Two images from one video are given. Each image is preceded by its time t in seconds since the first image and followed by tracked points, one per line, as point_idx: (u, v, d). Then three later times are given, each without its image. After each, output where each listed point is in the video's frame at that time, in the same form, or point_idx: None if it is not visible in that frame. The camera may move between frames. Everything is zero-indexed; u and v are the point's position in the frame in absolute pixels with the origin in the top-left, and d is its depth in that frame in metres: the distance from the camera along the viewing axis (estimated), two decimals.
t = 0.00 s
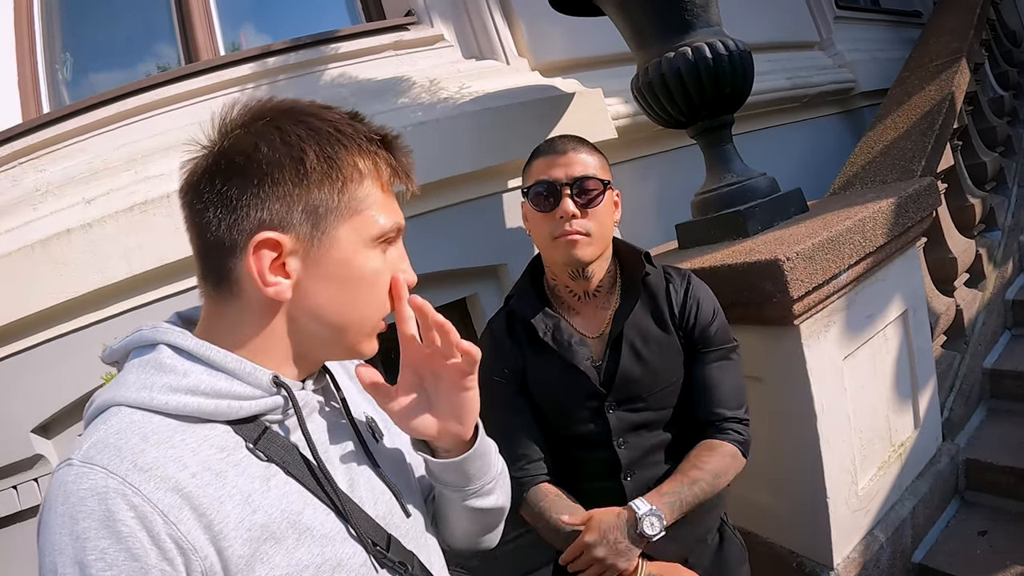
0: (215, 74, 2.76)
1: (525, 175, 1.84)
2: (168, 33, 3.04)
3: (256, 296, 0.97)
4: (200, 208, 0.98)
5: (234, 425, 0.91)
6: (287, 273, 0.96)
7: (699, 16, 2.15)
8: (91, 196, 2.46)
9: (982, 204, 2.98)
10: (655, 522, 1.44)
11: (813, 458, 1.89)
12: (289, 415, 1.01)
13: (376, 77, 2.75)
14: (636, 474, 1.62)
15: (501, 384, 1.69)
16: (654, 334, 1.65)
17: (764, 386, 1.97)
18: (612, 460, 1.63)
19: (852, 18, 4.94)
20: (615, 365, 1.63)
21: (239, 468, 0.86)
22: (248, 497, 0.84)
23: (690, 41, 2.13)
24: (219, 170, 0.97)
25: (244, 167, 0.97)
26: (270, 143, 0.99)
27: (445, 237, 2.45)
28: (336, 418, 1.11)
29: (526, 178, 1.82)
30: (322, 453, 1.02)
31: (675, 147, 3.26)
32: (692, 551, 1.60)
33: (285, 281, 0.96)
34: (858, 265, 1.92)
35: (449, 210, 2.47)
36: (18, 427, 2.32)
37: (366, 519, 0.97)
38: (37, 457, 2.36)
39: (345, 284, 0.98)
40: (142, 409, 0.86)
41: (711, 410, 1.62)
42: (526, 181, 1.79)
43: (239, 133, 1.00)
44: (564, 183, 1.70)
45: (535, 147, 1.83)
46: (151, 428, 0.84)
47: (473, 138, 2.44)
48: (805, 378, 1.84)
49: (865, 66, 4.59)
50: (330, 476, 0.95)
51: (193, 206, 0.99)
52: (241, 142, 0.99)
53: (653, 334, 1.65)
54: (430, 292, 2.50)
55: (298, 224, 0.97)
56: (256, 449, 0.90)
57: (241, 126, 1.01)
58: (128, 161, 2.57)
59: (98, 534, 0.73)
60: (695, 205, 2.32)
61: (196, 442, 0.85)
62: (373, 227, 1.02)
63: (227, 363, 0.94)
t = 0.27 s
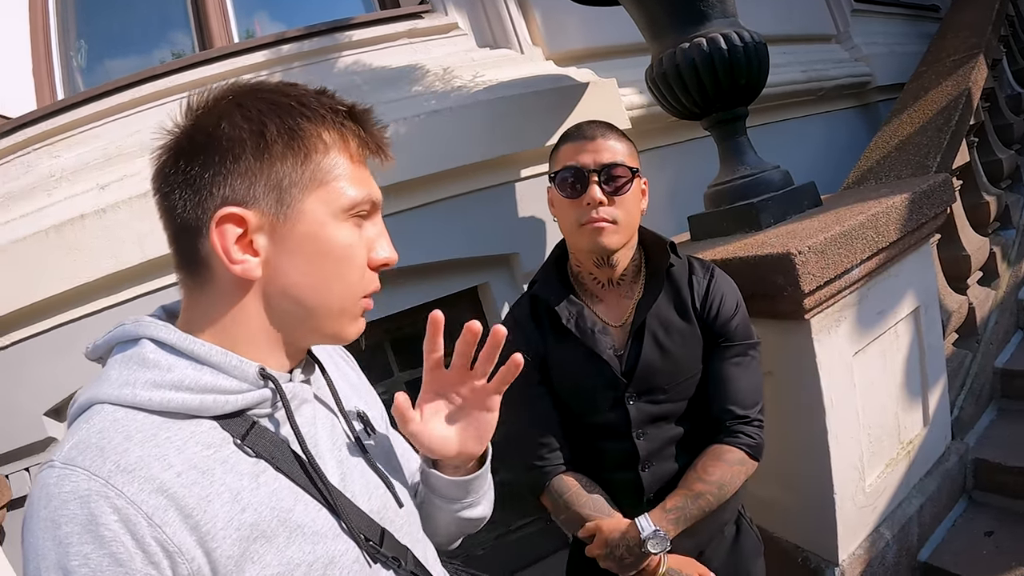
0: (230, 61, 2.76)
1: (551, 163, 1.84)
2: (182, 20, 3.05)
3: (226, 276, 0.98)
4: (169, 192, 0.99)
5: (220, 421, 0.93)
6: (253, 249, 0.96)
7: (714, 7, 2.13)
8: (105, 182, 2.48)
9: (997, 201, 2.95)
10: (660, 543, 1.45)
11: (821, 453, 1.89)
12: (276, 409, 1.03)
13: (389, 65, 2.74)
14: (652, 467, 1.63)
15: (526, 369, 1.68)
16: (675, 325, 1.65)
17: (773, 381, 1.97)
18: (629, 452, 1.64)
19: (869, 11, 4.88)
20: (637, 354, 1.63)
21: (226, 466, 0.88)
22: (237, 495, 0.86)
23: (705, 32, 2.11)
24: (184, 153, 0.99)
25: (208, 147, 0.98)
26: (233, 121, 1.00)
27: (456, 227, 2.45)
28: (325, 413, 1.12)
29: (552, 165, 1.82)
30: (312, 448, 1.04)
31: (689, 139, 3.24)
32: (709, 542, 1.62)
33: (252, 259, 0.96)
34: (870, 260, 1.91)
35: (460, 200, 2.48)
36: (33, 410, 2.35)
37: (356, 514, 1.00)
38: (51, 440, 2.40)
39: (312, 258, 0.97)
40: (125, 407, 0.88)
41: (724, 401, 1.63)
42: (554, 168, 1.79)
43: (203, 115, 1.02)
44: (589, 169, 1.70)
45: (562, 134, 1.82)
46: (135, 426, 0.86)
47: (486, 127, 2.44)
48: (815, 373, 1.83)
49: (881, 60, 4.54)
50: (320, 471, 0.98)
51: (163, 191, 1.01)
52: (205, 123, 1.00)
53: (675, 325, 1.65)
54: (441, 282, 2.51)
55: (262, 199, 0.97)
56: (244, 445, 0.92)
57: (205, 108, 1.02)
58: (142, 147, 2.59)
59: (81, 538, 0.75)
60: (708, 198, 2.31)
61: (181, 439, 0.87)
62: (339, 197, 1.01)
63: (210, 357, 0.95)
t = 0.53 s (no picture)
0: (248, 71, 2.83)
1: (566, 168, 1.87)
2: (201, 31, 3.12)
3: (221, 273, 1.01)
4: (167, 190, 1.03)
5: (220, 420, 0.96)
6: (247, 246, 0.99)
7: (723, 15, 2.16)
8: (127, 189, 2.54)
9: (1008, 205, 2.95)
10: (677, 542, 1.45)
11: (829, 455, 1.91)
12: (275, 408, 1.07)
13: (403, 74, 2.80)
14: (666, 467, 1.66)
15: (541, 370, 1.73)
16: (689, 326, 1.67)
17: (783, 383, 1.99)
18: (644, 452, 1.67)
19: (880, 15, 4.88)
20: (652, 355, 1.65)
21: (228, 464, 0.90)
22: (238, 492, 0.88)
23: (714, 40, 2.14)
24: (181, 153, 1.03)
25: (204, 148, 1.02)
26: (228, 121, 1.03)
27: (468, 232, 2.50)
28: (323, 413, 1.16)
29: (568, 171, 1.85)
30: (311, 446, 1.07)
31: (700, 144, 3.26)
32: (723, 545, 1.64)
33: (246, 256, 0.99)
34: (878, 263, 1.93)
35: (472, 206, 2.52)
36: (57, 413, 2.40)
37: (354, 512, 1.03)
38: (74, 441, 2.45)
39: (305, 254, 1.00)
40: (127, 405, 0.90)
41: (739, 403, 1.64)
42: (569, 173, 1.82)
43: (199, 117, 1.05)
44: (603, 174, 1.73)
45: (576, 140, 1.86)
46: (136, 424, 0.87)
47: (497, 134, 2.48)
48: (823, 376, 1.85)
49: (892, 63, 4.54)
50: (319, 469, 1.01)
51: (161, 190, 1.04)
52: (201, 124, 1.04)
53: (689, 326, 1.67)
54: (453, 286, 2.55)
55: (255, 197, 0.99)
56: (244, 443, 0.95)
57: (201, 110, 1.06)
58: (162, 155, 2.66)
59: (83, 536, 0.76)
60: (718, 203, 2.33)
61: (181, 438, 0.89)
62: (331, 193, 1.03)
63: (210, 357, 0.98)
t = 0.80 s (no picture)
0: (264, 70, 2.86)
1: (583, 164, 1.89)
2: (217, 30, 3.15)
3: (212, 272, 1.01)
4: (155, 188, 1.04)
5: (216, 421, 0.96)
6: (235, 241, 0.99)
7: (735, 11, 2.16)
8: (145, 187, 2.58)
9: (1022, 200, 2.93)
10: (697, 533, 1.47)
11: (840, 450, 1.92)
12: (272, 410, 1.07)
13: (417, 72, 2.82)
14: (687, 459, 1.67)
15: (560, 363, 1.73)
16: (708, 317, 1.68)
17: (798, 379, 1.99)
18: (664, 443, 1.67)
19: (893, 9, 4.84)
20: (671, 347, 1.66)
21: (223, 468, 0.91)
22: (234, 497, 0.89)
23: (726, 36, 2.15)
24: (167, 149, 1.03)
25: (189, 143, 1.02)
26: (212, 114, 1.03)
27: (481, 229, 2.52)
28: (322, 412, 1.16)
29: (585, 167, 1.87)
30: (310, 446, 1.07)
31: (713, 140, 3.26)
32: (744, 536, 1.67)
33: (235, 251, 0.99)
34: (890, 258, 1.93)
35: (485, 202, 2.54)
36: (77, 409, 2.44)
37: (353, 515, 1.04)
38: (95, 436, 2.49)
39: (294, 247, 1.00)
40: (119, 405, 0.89)
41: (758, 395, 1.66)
42: (586, 169, 1.84)
43: (185, 112, 1.05)
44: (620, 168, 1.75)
45: (592, 136, 1.88)
46: (129, 426, 0.87)
47: (510, 131, 2.50)
48: (835, 370, 1.86)
49: (905, 58, 4.51)
50: (317, 472, 1.01)
51: (149, 188, 1.05)
52: (186, 119, 1.04)
53: (708, 317, 1.68)
54: (466, 282, 2.57)
55: (242, 190, 0.99)
56: (241, 445, 0.95)
57: (186, 105, 1.06)
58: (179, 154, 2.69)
59: (75, 543, 0.76)
60: (730, 199, 2.34)
61: (175, 440, 0.90)
62: (320, 182, 1.03)
63: (205, 355, 0.98)
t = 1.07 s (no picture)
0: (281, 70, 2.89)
1: (603, 165, 1.91)
2: (235, 30, 3.19)
3: (209, 272, 1.03)
4: (144, 195, 1.04)
5: (214, 423, 0.97)
6: (230, 239, 1.01)
7: (748, 18, 2.18)
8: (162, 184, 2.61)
9: None
10: (719, 531, 1.47)
11: (847, 455, 1.93)
12: (269, 411, 1.09)
13: (432, 73, 2.84)
14: (707, 457, 1.68)
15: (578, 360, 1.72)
16: (727, 316, 1.70)
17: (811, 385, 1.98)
18: (683, 442, 1.68)
19: (906, 16, 4.84)
20: (693, 346, 1.68)
21: (222, 468, 0.91)
22: (232, 498, 0.89)
23: (738, 43, 2.16)
24: (156, 155, 1.04)
25: (178, 147, 1.03)
26: (198, 117, 1.04)
27: (492, 230, 2.54)
28: (319, 415, 1.18)
29: (605, 168, 1.89)
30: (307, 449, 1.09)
31: (724, 145, 3.27)
32: (762, 536, 1.68)
33: (231, 248, 1.00)
34: (900, 265, 1.94)
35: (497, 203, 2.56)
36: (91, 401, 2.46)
37: (350, 517, 1.05)
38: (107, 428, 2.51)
39: (290, 240, 1.02)
40: (119, 406, 0.90)
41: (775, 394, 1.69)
42: (607, 170, 1.86)
43: (170, 118, 1.07)
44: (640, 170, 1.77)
45: (612, 138, 1.89)
46: (128, 427, 0.88)
47: (524, 133, 2.52)
48: (843, 375, 1.87)
49: (918, 65, 4.51)
50: (316, 474, 1.02)
51: (140, 195, 1.06)
52: (172, 124, 1.05)
53: (727, 316, 1.70)
54: (477, 282, 2.59)
55: (235, 188, 1.01)
56: (239, 446, 0.96)
57: (170, 110, 1.07)
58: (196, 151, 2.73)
59: (73, 545, 0.76)
60: (741, 204, 2.35)
61: (174, 441, 0.90)
62: (311, 174, 1.05)
63: (205, 357, 1.00)
